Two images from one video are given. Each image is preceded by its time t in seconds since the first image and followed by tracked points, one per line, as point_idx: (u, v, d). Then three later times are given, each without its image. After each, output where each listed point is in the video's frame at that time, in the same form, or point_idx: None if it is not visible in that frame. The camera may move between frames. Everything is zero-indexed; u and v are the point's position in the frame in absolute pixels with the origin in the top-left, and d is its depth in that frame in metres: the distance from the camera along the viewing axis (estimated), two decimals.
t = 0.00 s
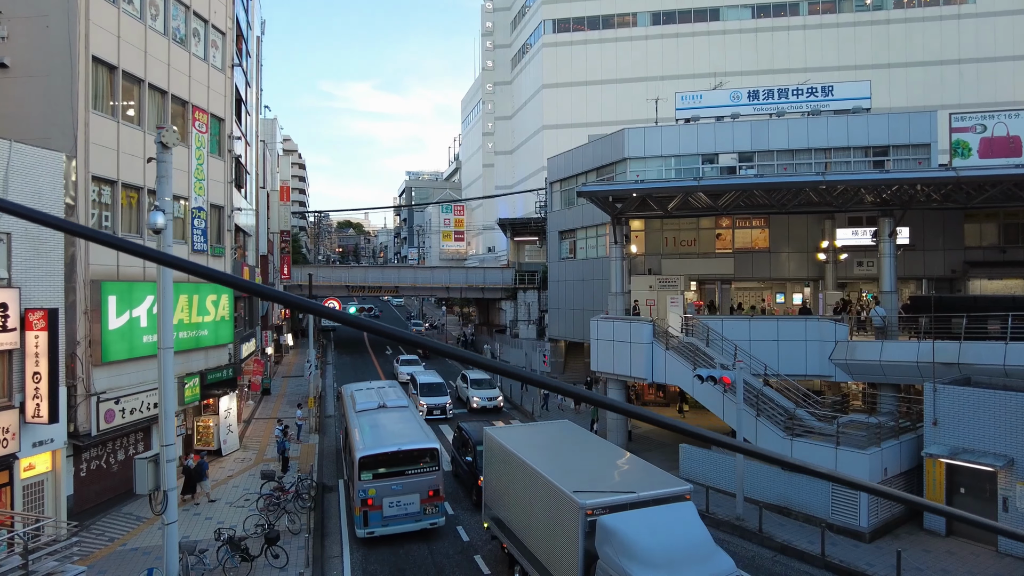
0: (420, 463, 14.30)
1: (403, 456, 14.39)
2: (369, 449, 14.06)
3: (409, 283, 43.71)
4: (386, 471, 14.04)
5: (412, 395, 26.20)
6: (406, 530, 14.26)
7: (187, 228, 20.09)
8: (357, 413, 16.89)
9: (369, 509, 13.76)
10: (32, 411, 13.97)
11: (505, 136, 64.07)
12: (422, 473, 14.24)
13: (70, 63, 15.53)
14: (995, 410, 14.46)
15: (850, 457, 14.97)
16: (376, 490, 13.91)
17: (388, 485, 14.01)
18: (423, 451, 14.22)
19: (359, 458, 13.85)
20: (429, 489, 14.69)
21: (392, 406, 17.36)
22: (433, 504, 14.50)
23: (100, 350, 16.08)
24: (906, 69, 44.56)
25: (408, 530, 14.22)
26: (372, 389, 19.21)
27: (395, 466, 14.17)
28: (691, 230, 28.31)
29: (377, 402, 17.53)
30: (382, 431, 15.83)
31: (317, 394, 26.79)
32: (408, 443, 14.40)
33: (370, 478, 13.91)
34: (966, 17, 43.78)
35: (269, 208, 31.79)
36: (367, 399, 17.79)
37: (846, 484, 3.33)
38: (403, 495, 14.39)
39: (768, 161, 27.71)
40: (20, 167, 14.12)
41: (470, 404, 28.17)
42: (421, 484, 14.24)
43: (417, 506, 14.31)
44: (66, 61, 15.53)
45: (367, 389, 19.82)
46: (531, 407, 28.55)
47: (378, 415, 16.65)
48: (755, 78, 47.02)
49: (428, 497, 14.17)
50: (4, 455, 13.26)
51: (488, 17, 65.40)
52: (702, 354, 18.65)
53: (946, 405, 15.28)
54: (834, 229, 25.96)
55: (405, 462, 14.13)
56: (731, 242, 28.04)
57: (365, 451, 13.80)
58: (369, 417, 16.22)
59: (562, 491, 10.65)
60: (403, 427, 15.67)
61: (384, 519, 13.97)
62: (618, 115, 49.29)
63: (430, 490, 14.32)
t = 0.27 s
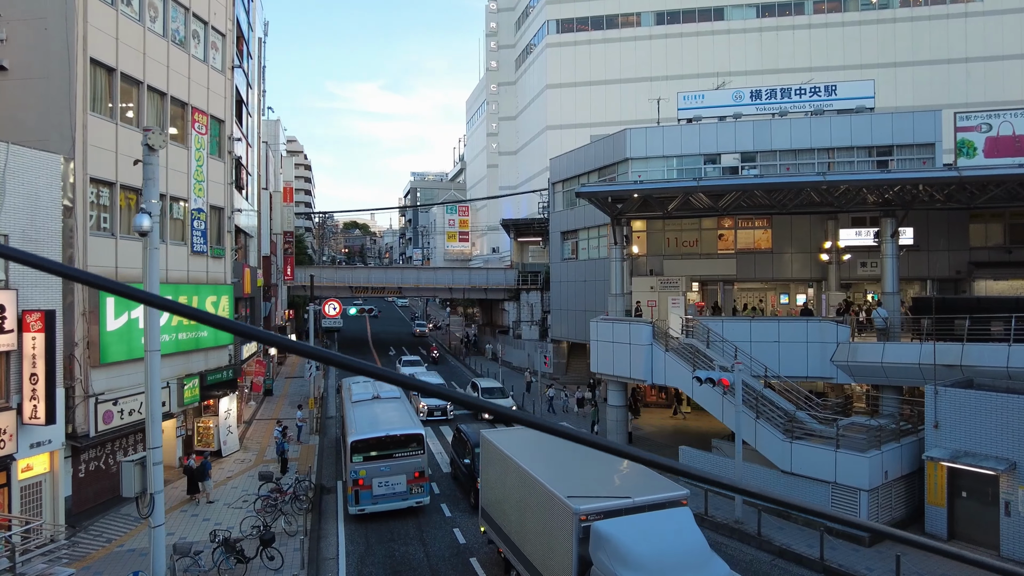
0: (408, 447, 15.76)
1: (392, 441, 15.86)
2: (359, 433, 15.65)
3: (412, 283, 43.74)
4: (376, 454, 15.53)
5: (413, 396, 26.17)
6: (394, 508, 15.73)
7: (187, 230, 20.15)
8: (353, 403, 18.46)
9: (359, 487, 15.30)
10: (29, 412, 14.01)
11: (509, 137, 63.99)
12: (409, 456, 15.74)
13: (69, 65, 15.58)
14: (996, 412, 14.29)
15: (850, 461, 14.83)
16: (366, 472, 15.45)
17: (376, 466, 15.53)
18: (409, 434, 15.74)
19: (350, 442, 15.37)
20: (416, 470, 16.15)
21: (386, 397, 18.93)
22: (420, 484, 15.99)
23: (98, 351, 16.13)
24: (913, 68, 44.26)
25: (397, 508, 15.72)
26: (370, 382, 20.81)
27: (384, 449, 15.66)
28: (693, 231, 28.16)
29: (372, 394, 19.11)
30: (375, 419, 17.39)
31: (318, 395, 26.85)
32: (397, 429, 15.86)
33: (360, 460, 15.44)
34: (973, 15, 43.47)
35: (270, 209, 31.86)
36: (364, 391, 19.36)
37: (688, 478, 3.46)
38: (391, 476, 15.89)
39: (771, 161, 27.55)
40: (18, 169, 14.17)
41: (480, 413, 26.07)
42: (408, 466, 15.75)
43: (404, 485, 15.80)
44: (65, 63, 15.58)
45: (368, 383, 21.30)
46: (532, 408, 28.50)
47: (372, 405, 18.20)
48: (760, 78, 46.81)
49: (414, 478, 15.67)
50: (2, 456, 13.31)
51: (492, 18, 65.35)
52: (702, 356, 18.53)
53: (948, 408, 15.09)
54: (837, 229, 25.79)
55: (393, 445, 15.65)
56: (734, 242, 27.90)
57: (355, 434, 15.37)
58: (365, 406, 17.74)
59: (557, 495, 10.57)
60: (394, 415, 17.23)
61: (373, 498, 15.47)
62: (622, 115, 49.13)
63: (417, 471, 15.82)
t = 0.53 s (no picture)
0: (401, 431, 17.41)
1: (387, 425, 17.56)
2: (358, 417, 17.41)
3: (417, 283, 43.75)
4: (370, 438, 17.17)
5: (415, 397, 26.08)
6: (388, 487, 17.32)
7: (189, 229, 20.21)
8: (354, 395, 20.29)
9: (356, 467, 16.96)
10: (29, 411, 14.06)
11: (515, 137, 63.82)
12: (402, 440, 17.42)
13: (70, 65, 15.64)
14: (1002, 413, 14.07)
15: (852, 462, 14.66)
16: (362, 453, 17.11)
17: (372, 448, 17.20)
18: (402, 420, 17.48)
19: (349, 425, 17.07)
20: (409, 453, 17.69)
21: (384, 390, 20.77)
22: (411, 466, 17.56)
23: (99, 351, 16.18)
24: (922, 66, 43.79)
25: (390, 487, 17.31)
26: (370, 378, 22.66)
27: (379, 433, 17.32)
28: (698, 230, 27.96)
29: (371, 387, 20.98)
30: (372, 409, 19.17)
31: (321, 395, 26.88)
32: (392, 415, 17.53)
33: (357, 442, 17.11)
34: (983, 12, 43.01)
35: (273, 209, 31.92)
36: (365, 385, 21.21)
37: (602, 479, 3.16)
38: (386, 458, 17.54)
39: (776, 160, 27.28)
40: (18, 169, 14.22)
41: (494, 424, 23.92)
42: (400, 449, 17.46)
43: (397, 466, 17.42)
44: (66, 64, 15.64)
45: (370, 378, 23.27)
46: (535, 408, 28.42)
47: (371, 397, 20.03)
48: (768, 77, 46.47)
49: (406, 459, 17.31)
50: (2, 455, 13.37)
51: (499, 18, 65.21)
52: (703, 356, 18.39)
53: (953, 409, 14.86)
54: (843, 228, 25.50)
55: (388, 429, 17.37)
56: (739, 242, 27.67)
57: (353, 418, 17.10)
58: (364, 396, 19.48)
59: (556, 499, 10.48)
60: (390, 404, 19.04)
61: (368, 477, 17.09)
62: (628, 115, 48.88)
63: (409, 454, 17.53)
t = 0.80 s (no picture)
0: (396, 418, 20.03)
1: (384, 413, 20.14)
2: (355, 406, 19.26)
3: (422, 282, 43.76)
4: (368, 424, 19.75)
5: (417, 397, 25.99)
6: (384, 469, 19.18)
7: (190, 229, 20.23)
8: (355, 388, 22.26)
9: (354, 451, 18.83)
10: (27, 410, 14.06)
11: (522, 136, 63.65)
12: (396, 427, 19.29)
13: (68, 65, 15.66)
14: (1009, 416, 13.79)
15: (857, 466, 14.37)
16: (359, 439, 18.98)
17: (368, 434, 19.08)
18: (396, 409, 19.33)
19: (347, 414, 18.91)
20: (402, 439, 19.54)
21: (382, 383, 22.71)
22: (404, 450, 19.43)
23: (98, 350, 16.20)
24: (932, 64, 43.28)
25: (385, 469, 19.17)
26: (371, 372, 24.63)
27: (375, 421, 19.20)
28: (702, 230, 27.74)
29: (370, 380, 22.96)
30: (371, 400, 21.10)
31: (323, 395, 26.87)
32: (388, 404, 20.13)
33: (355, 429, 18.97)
34: (995, 9, 42.52)
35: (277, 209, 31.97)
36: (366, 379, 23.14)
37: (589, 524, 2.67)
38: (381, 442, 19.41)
39: (781, 158, 26.96)
40: (17, 169, 14.23)
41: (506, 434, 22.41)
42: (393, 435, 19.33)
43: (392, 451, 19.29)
44: (64, 64, 15.65)
45: (369, 371, 26.16)
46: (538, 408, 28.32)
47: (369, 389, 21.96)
48: (775, 75, 46.09)
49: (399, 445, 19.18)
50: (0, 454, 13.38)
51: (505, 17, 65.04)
52: (705, 357, 18.19)
53: (959, 412, 14.64)
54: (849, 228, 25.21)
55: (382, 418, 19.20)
56: (743, 241, 27.41)
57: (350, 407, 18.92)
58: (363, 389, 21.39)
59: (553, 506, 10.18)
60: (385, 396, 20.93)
61: (365, 460, 18.97)
62: (634, 113, 48.60)
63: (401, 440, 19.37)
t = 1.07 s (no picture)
0: (391, 405, 20.85)
1: (380, 401, 21.01)
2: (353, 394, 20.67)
3: (424, 281, 43.76)
4: (365, 411, 20.64)
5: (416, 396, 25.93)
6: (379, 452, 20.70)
7: (188, 228, 20.24)
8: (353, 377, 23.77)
9: (351, 435, 20.33)
10: (22, 409, 14.04)
11: (525, 135, 63.49)
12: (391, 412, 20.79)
13: (64, 65, 15.64)
14: (1010, 416, 13.58)
15: (856, 467, 14.19)
16: (356, 424, 20.46)
17: (364, 419, 20.61)
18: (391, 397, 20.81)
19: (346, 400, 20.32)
20: (397, 424, 21.01)
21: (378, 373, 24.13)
22: (398, 435, 20.95)
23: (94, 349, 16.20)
24: (938, 61, 42.92)
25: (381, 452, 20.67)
26: (368, 364, 26.10)
27: (371, 408, 20.68)
28: (703, 228, 27.57)
29: (367, 371, 24.36)
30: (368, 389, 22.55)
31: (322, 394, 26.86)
32: (383, 393, 21.06)
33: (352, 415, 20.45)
34: (1001, 6, 42.17)
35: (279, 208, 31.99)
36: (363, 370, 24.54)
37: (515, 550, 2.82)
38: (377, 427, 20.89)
39: (784, 156, 26.70)
40: (13, 168, 14.24)
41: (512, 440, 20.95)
42: (388, 421, 20.81)
43: (387, 435, 20.77)
44: (60, 63, 15.65)
45: (367, 362, 27.46)
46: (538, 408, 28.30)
47: (366, 380, 23.40)
48: (780, 73, 45.77)
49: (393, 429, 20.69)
50: None
51: (509, 16, 64.85)
52: (703, 356, 18.05)
53: (959, 412, 14.44)
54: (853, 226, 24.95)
55: (379, 405, 20.64)
56: (745, 240, 27.19)
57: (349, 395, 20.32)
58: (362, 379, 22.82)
59: (548, 515, 9.86)
60: (381, 385, 22.31)
61: (361, 444, 20.43)
62: (637, 112, 48.38)
63: (396, 425, 20.85)
